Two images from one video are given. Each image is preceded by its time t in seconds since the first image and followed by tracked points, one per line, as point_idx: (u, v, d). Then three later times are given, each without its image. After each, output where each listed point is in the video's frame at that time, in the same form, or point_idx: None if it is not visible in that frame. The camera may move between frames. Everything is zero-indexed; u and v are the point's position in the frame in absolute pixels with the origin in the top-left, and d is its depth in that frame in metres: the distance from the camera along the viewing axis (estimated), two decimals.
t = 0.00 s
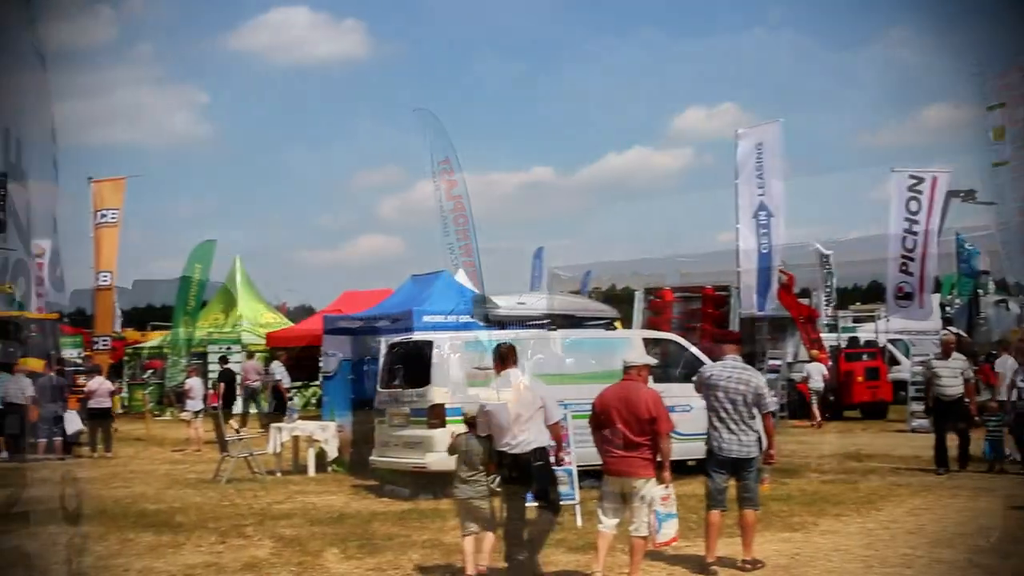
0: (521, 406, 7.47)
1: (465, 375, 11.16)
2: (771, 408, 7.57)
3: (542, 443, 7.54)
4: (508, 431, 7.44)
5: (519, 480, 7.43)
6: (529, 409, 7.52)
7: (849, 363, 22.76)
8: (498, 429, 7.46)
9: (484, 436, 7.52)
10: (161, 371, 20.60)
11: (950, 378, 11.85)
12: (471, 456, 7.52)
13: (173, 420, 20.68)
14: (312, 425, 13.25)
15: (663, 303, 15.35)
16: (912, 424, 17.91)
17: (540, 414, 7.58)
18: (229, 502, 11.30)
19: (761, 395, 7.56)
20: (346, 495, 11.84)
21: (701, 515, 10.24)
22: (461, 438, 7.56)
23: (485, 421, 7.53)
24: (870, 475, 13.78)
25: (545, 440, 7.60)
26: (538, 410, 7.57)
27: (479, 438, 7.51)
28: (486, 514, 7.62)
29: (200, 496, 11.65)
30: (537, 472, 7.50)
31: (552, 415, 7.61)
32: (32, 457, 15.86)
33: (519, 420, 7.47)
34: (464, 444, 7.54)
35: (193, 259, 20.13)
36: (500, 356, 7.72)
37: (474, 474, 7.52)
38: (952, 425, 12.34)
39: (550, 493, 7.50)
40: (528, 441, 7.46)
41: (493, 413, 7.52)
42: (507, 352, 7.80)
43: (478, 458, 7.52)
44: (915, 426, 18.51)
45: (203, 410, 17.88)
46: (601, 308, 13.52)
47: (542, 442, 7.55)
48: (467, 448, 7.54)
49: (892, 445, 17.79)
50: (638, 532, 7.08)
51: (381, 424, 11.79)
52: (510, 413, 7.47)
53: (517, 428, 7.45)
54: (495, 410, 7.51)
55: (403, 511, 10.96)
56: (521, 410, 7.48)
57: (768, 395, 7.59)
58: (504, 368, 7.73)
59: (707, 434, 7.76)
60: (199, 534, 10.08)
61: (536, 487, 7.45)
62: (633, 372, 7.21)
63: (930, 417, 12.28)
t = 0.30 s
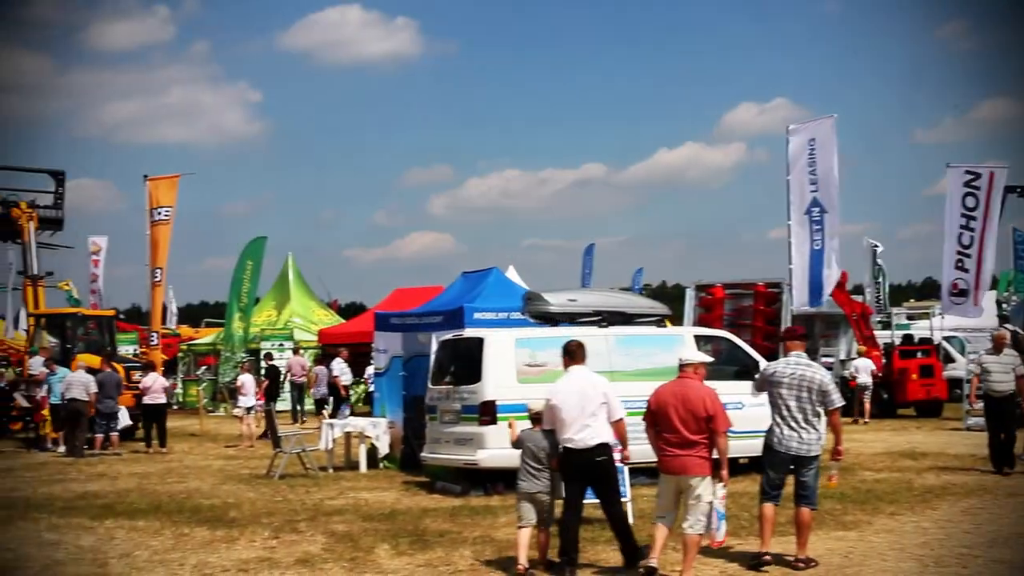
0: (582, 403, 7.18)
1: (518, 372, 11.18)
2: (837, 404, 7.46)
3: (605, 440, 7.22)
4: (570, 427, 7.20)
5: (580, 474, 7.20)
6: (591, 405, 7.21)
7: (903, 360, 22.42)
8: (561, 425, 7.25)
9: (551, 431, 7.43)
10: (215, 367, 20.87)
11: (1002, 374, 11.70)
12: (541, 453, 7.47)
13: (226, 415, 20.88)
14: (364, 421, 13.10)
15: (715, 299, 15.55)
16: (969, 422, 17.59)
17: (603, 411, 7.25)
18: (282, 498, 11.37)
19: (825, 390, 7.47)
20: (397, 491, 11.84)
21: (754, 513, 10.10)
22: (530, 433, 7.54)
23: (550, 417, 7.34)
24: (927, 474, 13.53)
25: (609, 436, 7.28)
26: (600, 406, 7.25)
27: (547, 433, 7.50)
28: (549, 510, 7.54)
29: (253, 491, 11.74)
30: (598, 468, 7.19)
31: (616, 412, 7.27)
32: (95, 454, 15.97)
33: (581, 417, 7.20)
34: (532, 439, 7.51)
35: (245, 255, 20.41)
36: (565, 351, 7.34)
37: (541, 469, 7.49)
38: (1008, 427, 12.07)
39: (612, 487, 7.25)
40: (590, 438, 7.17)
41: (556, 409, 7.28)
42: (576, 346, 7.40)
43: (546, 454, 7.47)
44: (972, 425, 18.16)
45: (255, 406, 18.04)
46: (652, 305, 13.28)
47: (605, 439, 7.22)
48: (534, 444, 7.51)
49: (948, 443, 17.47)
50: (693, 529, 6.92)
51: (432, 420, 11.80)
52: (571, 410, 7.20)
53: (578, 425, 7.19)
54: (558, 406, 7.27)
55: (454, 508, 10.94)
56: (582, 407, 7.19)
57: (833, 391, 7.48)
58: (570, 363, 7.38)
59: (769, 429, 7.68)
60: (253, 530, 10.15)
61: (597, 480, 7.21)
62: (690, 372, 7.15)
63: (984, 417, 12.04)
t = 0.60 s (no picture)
0: (655, 403, 7.11)
1: (562, 369, 11.14)
2: (887, 402, 7.38)
3: (676, 440, 7.17)
4: (642, 426, 7.16)
5: (650, 469, 7.17)
6: (664, 406, 7.13)
7: (950, 359, 22.10)
8: (632, 423, 7.21)
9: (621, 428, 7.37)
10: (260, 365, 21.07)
11: None
12: (598, 446, 7.68)
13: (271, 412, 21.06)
14: (408, 418, 13.15)
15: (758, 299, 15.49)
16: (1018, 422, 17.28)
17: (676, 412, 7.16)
18: (326, 495, 11.44)
19: (875, 387, 7.39)
20: (441, 488, 11.86)
21: (798, 511, 9.98)
22: (589, 427, 7.77)
23: (622, 413, 7.30)
24: (975, 473, 13.30)
25: (681, 436, 7.21)
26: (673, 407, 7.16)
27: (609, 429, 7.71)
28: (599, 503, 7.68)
29: (298, 488, 11.82)
30: (668, 465, 7.17)
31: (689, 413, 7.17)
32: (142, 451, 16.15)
33: (653, 416, 7.14)
34: (591, 432, 7.72)
35: (288, 253, 20.60)
36: (641, 349, 7.27)
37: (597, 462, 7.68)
38: None
39: (678, 484, 7.23)
40: (661, 437, 7.13)
41: (629, 406, 7.23)
42: (652, 344, 7.30)
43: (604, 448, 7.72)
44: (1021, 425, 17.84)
45: (298, 404, 18.17)
46: (696, 302, 13.14)
47: (676, 439, 7.18)
48: (592, 438, 7.71)
49: (997, 442, 17.17)
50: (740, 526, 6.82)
51: (475, 418, 11.81)
52: (643, 409, 7.15)
53: (650, 424, 7.14)
54: (629, 404, 7.21)
55: (498, 505, 10.94)
56: (654, 407, 7.13)
57: (883, 389, 7.39)
58: (645, 361, 7.32)
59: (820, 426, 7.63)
60: (298, 525, 10.21)
61: (666, 478, 7.18)
62: (739, 370, 7.08)
63: None
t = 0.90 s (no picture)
0: (728, 399, 7.28)
1: (609, 368, 11.10)
2: (933, 400, 7.26)
3: (745, 436, 7.32)
4: (713, 419, 7.33)
5: (716, 462, 7.35)
6: (736, 401, 7.30)
7: (1005, 359, 21.71)
8: (704, 416, 7.39)
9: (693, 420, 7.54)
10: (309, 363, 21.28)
11: None
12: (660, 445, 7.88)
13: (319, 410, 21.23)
14: (456, 416, 13.20)
15: (808, 297, 15.36)
16: None
17: (746, 408, 7.32)
18: (375, 492, 11.50)
19: (920, 387, 7.28)
20: (489, 486, 11.88)
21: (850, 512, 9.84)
22: (655, 426, 7.96)
23: (695, 405, 7.47)
24: None
25: (751, 432, 7.36)
26: (744, 403, 7.32)
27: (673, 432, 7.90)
28: (658, 501, 7.82)
29: (348, 485, 11.91)
30: (734, 460, 7.31)
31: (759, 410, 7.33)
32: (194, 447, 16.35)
33: (724, 411, 7.30)
34: (655, 431, 7.94)
35: (336, 251, 20.78)
36: (718, 344, 7.41)
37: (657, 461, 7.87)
38: None
39: (743, 480, 7.34)
40: (730, 432, 7.29)
41: (703, 399, 7.40)
42: (728, 340, 7.43)
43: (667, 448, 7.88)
44: None
45: (346, 401, 18.31)
46: (746, 301, 13.04)
47: (747, 434, 7.33)
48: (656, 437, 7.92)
49: None
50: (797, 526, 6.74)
51: (523, 417, 11.81)
52: (716, 403, 7.31)
53: (720, 419, 7.32)
54: (703, 396, 7.38)
55: (546, 503, 10.92)
56: (727, 402, 7.29)
57: (928, 388, 7.27)
58: (720, 357, 7.45)
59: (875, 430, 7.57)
60: (348, 523, 10.28)
61: (731, 472, 7.31)
62: (800, 370, 7.03)
63: None
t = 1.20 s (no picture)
0: (787, 400, 7.22)
1: (655, 369, 11.06)
2: (979, 395, 7.14)
3: (806, 436, 7.22)
4: (775, 421, 7.28)
5: (777, 461, 7.30)
6: (796, 402, 7.23)
7: None
8: (765, 418, 7.33)
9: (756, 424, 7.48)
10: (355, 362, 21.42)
11: None
12: (724, 442, 8.43)
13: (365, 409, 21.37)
14: (502, 415, 13.24)
15: (856, 296, 15.17)
16: None
17: (807, 409, 7.24)
18: (422, 490, 11.55)
19: (965, 382, 7.17)
20: (535, 485, 11.88)
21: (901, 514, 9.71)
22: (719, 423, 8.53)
23: (757, 409, 7.42)
24: None
25: (814, 433, 7.26)
26: (805, 404, 7.25)
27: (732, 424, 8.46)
28: (735, 494, 8.37)
29: (395, 483, 11.97)
30: (796, 459, 7.23)
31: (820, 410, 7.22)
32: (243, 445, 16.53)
33: (785, 412, 7.24)
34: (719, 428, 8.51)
35: (381, 251, 20.89)
36: (776, 347, 7.43)
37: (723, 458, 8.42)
38: None
39: (805, 477, 7.27)
40: (791, 433, 7.22)
41: (764, 402, 7.35)
42: (786, 343, 7.44)
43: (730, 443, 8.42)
44: None
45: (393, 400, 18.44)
46: (793, 300, 12.91)
47: (809, 434, 7.23)
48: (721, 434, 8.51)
49: None
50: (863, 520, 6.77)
51: (569, 416, 11.80)
52: (777, 404, 7.26)
53: (781, 420, 7.25)
54: (763, 399, 7.34)
55: (592, 502, 10.91)
56: (787, 403, 7.23)
57: (973, 383, 7.16)
58: (779, 359, 7.45)
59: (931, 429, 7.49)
60: (395, 521, 10.33)
61: (792, 470, 7.26)
62: (864, 368, 7.16)
63: None
